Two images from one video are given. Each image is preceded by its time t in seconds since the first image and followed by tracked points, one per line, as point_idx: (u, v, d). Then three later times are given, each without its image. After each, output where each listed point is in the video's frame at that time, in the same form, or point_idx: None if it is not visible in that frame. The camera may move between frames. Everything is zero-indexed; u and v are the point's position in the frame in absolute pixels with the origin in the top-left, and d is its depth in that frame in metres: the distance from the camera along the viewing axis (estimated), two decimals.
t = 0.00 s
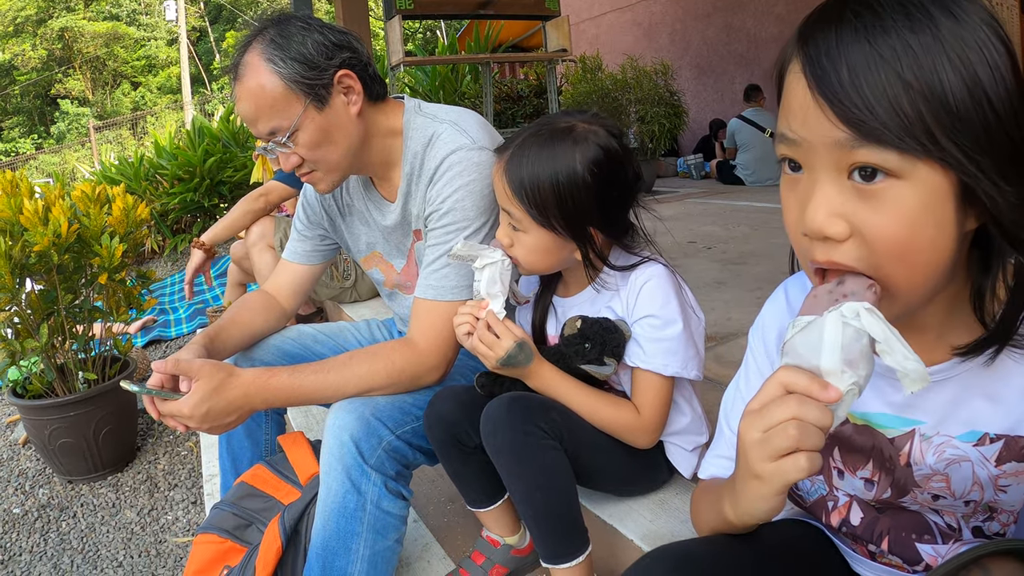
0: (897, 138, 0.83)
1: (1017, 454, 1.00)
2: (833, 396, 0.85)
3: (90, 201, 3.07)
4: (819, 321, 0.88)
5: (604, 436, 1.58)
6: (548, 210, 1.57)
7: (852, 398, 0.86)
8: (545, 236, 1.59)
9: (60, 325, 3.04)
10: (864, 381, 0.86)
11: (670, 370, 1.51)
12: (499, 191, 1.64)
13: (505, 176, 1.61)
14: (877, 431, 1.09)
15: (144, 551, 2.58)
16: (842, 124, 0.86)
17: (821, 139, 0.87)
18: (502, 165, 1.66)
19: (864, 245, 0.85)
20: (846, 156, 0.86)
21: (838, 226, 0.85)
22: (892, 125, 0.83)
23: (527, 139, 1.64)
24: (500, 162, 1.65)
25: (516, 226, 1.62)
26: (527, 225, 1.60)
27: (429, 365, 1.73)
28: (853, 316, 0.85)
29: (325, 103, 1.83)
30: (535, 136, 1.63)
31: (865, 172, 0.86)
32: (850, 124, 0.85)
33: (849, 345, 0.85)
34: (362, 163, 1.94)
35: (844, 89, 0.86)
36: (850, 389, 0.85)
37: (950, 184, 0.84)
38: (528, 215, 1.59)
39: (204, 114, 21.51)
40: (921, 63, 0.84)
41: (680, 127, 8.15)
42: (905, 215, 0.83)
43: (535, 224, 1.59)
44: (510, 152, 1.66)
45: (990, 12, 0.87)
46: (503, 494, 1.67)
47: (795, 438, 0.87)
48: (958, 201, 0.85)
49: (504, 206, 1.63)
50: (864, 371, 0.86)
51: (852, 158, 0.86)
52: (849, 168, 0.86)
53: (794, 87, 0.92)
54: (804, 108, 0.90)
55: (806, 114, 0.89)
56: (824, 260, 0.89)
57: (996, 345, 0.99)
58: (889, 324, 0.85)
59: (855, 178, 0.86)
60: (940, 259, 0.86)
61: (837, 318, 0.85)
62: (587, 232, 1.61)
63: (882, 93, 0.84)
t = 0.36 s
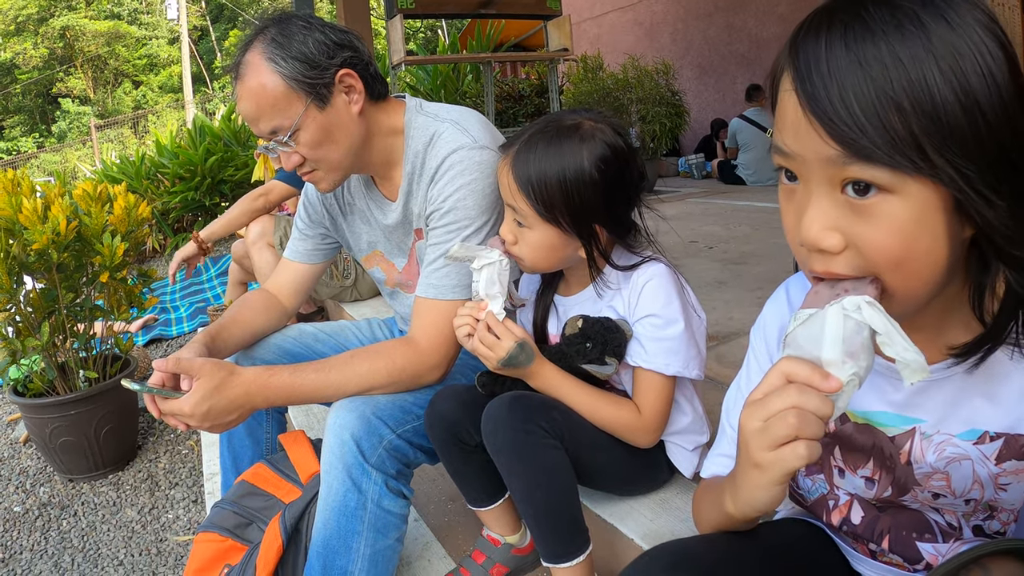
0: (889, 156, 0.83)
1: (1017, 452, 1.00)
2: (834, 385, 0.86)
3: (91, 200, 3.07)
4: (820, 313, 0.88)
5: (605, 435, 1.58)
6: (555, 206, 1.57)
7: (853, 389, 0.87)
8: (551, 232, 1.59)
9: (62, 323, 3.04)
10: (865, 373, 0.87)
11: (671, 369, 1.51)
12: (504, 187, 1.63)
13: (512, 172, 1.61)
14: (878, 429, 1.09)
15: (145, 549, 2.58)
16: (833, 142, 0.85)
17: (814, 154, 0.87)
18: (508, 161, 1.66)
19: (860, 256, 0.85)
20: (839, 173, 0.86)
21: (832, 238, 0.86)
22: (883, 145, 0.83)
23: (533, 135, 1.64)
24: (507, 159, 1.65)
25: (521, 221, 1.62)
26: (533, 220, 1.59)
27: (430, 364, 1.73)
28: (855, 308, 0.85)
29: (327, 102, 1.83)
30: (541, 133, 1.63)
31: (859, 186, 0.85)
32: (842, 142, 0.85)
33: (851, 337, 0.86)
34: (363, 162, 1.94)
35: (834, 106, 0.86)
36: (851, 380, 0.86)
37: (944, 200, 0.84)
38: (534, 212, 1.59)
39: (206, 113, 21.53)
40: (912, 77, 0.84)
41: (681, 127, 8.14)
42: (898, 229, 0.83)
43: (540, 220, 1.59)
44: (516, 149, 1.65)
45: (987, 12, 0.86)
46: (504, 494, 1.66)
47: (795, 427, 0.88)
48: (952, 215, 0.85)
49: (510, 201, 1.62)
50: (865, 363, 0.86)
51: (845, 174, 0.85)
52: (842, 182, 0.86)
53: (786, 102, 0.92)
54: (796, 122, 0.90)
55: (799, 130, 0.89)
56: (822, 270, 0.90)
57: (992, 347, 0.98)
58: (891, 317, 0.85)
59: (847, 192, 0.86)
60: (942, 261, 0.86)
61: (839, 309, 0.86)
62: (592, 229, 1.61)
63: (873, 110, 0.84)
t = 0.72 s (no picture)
0: (874, 161, 0.83)
1: (1016, 451, 1.00)
2: (834, 381, 0.86)
3: (90, 199, 3.06)
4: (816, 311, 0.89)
5: (604, 435, 1.58)
6: (558, 201, 1.57)
7: (852, 384, 0.87)
8: (554, 227, 1.59)
9: (61, 322, 3.04)
10: (863, 367, 0.87)
11: (670, 369, 1.51)
12: (506, 182, 1.63)
13: (518, 164, 1.60)
14: (876, 428, 1.09)
15: (145, 548, 2.58)
16: (819, 146, 0.86)
17: (804, 155, 0.88)
18: (509, 157, 1.65)
19: (848, 257, 0.87)
20: (826, 175, 0.87)
21: (821, 238, 0.87)
22: (867, 150, 0.83)
23: (536, 131, 1.63)
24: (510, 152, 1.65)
25: (522, 216, 1.61)
26: (535, 215, 1.59)
27: (430, 363, 1.73)
28: (850, 303, 0.86)
29: (325, 101, 1.83)
30: (544, 128, 1.62)
31: (840, 190, 0.86)
32: (828, 146, 0.85)
33: (847, 332, 0.87)
34: (363, 161, 1.94)
35: (821, 110, 0.86)
36: (850, 375, 0.87)
37: (927, 207, 0.84)
38: (537, 206, 1.58)
39: (205, 112, 21.52)
40: (900, 81, 0.83)
41: (680, 126, 8.14)
42: (882, 235, 0.84)
43: (543, 214, 1.58)
44: (517, 145, 1.65)
45: (986, 13, 0.84)
46: (504, 493, 1.66)
47: (797, 425, 0.87)
48: (941, 220, 0.85)
49: (512, 195, 1.61)
50: (862, 357, 0.88)
51: (831, 177, 0.86)
52: (830, 185, 0.87)
53: (778, 104, 0.93)
54: (787, 123, 0.91)
55: (791, 130, 0.90)
56: (813, 269, 0.91)
57: (986, 349, 0.98)
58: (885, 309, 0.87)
59: (835, 195, 0.87)
60: (938, 260, 0.86)
61: (835, 305, 0.87)
62: (595, 225, 1.61)
63: (859, 115, 0.84)
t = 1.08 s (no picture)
0: (865, 160, 0.83)
1: (1013, 447, 1.00)
2: (825, 389, 0.86)
3: (86, 200, 3.05)
4: (806, 316, 0.88)
5: (602, 434, 1.58)
6: (607, 165, 1.60)
7: (843, 390, 0.87)
8: (603, 193, 1.61)
9: (57, 324, 3.03)
10: (854, 373, 0.87)
11: (669, 366, 1.51)
12: (548, 158, 1.60)
13: (567, 135, 1.60)
14: (873, 425, 1.09)
15: (143, 549, 2.58)
16: (811, 145, 0.87)
17: (796, 155, 0.89)
18: (537, 136, 1.63)
19: (839, 255, 0.87)
20: (817, 174, 0.87)
21: (812, 236, 0.88)
22: (858, 150, 0.84)
23: (551, 110, 1.66)
24: (551, 124, 1.62)
25: (572, 189, 1.60)
26: (592, 183, 1.59)
27: (427, 362, 1.73)
28: (841, 308, 0.86)
29: (320, 101, 1.82)
30: (557, 107, 1.65)
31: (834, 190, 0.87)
32: (819, 145, 0.86)
33: (837, 338, 0.86)
34: (358, 160, 1.93)
35: (812, 109, 0.86)
36: (841, 382, 0.86)
37: (920, 206, 0.84)
38: (592, 174, 1.59)
39: (200, 112, 21.48)
40: (890, 80, 0.83)
41: (677, 123, 8.14)
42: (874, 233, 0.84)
43: (597, 181, 1.60)
44: (538, 124, 1.65)
45: (978, 12, 0.85)
46: (501, 492, 1.66)
47: (789, 435, 0.88)
48: (936, 220, 0.84)
49: (561, 169, 1.59)
50: (853, 364, 0.87)
51: (822, 176, 0.87)
52: (823, 185, 0.87)
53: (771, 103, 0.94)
54: (779, 122, 0.92)
55: (783, 131, 0.91)
56: (805, 265, 0.92)
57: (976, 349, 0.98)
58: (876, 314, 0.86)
59: (829, 195, 0.87)
60: (931, 260, 0.86)
61: (825, 311, 0.86)
62: (626, 190, 1.67)
63: (851, 114, 0.84)
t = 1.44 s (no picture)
0: (915, 114, 0.84)
1: (1012, 447, 1.00)
2: (801, 439, 0.84)
3: (82, 203, 3.05)
4: (784, 352, 0.85)
5: (599, 436, 1.58)
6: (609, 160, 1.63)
7: (822, 434, 0.85)
8: (607, 186, 1.63)
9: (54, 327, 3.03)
10: (835, 415, 0.84)
11: (667, 366, 1.52)
12: (553, 152, 1.61)
13: (575, 128, 1.62)
14: (872, 425, 1.09)
15: (141, 553, 2.57)
16: (859, 102, 0.85)
17: (836, 120, 0.86)
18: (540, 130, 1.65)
19: (882, 227, 0.84)
20: (865, 134, 0.85)
21: (856, 208, 0.84)
22: (906, 101, 0.84)
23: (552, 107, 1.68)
24: (556, 117, 1.63)
25: (580, 182, 1.61)
26: (598, 175, 1.61)
27: (424, 364, 1.73)
28: (820, 347, 0.83)
29: (317, 103, 1.82)
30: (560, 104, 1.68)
31: (883, 151, 0.85)
32: (868, 102, 0.84)
33: (816, 381, 0.83)
34: (355, 163, 1.94)
35: (858, 68, 0.86)
36: (818, 427, 0.84)
37: (963, 161, 0.85)
38: (597, 167, 1.61)
39: (197, 114, 21.46)
40: (928, 45, 0.86)
41: (674, 124, 8.14)
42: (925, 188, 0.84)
43: (602, 173, 1.62)
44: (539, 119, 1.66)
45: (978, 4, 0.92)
46: (499, 494, 1.66)
47: (763, 485, 0.89)
48: (969, 180, 0.86)
49: (568, 162, 1.60)
50: (834, 406, 0.84)
51: (871, 136, 0.85)
52: (868, 147, 0.85)
53: (801, 75, 0.91)
54: (815, 91, 0.89)
55: (819, 98, 0.88)
56: (842, 247, 0.87)
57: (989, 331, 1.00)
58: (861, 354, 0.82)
59: (873, 159, 0.85)
60: (933, 257, 0.86)
61: (804, 351, 0.83)
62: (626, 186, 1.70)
63: (896, 72, 0.85)
